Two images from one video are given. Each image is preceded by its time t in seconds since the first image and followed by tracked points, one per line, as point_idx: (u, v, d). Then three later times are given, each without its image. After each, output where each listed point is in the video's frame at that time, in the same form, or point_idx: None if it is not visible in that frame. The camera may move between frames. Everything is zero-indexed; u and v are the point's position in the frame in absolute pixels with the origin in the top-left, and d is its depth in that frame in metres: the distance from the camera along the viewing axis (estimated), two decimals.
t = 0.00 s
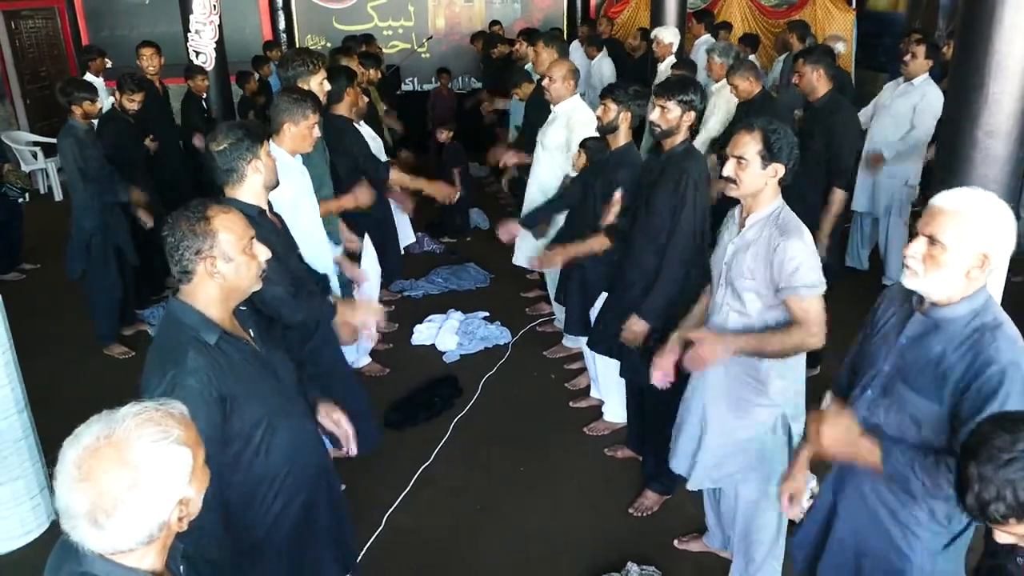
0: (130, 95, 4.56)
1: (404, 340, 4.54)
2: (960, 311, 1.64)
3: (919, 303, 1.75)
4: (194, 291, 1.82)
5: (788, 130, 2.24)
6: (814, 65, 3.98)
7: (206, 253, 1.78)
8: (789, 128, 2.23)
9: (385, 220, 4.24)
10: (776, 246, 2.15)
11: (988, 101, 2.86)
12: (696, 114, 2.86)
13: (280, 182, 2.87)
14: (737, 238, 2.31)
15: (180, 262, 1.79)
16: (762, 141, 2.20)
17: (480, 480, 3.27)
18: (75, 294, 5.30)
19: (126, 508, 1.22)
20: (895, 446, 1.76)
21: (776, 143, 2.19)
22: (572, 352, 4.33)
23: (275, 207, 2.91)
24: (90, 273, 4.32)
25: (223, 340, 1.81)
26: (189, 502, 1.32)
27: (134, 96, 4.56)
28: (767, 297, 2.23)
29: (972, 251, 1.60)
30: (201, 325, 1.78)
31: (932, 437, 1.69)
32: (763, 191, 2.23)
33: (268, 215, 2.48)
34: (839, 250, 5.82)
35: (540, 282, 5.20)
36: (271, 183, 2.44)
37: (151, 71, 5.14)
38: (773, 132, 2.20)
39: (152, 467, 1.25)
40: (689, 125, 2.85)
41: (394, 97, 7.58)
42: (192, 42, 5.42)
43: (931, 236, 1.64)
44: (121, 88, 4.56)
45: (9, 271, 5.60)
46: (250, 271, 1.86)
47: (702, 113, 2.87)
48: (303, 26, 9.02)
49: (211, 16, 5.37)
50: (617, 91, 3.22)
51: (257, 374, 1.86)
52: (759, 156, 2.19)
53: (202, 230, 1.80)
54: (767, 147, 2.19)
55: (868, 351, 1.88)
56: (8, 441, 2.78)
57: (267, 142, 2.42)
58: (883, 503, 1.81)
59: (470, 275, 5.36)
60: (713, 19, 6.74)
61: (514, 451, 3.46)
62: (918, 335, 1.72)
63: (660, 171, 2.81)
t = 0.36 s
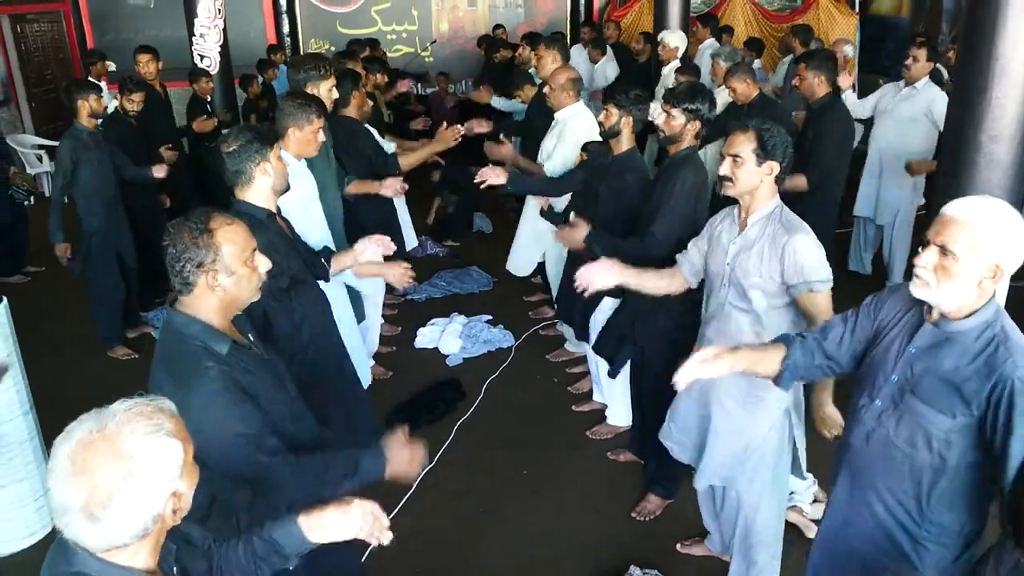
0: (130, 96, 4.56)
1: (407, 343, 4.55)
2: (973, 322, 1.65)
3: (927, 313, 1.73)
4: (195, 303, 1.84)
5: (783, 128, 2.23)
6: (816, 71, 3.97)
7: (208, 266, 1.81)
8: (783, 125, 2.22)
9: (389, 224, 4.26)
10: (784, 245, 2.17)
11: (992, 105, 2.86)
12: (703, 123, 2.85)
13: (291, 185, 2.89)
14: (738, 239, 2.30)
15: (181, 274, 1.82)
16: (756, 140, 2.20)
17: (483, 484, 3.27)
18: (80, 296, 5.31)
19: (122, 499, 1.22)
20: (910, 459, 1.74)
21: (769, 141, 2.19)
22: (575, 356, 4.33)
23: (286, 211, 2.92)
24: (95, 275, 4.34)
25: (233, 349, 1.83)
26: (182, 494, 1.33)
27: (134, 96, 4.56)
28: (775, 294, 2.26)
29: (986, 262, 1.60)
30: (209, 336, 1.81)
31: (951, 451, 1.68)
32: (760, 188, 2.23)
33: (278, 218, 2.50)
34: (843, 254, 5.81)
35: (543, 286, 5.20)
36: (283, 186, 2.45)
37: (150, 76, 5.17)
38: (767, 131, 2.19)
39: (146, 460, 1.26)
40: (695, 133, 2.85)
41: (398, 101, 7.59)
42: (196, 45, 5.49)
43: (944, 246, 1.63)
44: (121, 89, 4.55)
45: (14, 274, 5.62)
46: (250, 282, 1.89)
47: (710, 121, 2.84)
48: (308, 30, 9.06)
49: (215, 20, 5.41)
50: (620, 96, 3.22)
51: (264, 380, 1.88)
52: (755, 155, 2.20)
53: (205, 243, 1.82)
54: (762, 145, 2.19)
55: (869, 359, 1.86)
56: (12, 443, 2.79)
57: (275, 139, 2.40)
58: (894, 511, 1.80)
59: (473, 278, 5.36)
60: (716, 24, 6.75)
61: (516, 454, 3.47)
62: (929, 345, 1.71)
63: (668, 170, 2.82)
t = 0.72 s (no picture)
0: (135, 100, 4.57)
1: (411, 347, 4.55)
2: (950, 310, 1.70)
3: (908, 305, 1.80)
4: (197, 311, 1.82)
5: (780, 138, 2.24)
6: (819, 75, 3.97)
7: (210, 276, 1.78)
8: (779, 136, 2.23)
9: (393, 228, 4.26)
10: (779, 253, 2.15)
11: (997, 109, 2.85)
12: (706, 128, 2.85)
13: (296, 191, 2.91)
14: (740, 244, 2.30)
15: (184, 283, 1.80)
16: (752, 152, 2.20)
17: (487, 488, 3.27)
18: (85, 301, 5.32)
19: (162, 484, 1.26)
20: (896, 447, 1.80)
21: (766, 152, 2.19)
22: (579, 359, 4.32)
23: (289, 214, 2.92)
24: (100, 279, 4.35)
25: (232, 357, 1.81)
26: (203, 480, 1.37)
27: (139, 100, 4.57)
28: (772, 303, 2.24)
29: (957, 250, 1.65)
30: (208, 344, 1.78)
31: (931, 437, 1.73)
32: (760, 199, 2.24)
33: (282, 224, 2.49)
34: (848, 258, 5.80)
35: (547, 290, 5.20)
36: (289, 193, 2.45)
37: (156, 80, 5.16)
38: (762, 142, 2.20)
39: (176, 449, 1.29)
40: (696, 138, 2.84)
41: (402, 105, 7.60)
42: (201, 50, 5.47)
43: (916, 239, 1.69)
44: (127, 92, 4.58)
45: (19, 278, 5.63)
46: (254, 294, 1.86)
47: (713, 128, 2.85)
48: (312, 34, 9.08)
49: (220, 25, 5.42)
50: (619, 99, 3.18)
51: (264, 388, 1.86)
52: (752, 167, 2.20)
53: (209, 253, 1.79)
54: (758, 158, 2.19)
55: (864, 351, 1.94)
56: (18, 447, 2.80)
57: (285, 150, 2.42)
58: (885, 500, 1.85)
59: (477, 282, 5.36)
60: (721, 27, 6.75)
61: (521, 458, 3.46)
62: (909, 335, 1.77)
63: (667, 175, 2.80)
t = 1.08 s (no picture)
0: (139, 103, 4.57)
1: (414, 349, 4.54)
2: (928, 296, 1.74)
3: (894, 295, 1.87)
4: (195, 310, 1.82)
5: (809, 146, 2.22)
6: (831, 75, 3.97)
7: (204, 272, 1.78)
8: (808, 144, 2.21)
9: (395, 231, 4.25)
10: (771, 259, 2.18)
11: (1003, 112, 2.83)
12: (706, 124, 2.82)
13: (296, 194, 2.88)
14: (750, 246, 2.31)
15: (180, 279, 1.80)
16: (778, 155, 2.18)
17: (490, 490, 3.25)
18: (86, 303, 5.31)
19: (133, 489, 1.24)
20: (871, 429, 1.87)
21: (793, 159, 2.18)
22: (582, 361, 4.31)
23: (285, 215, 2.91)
24: (101, 282, 4.34)
25: (222, 358, 1.79)
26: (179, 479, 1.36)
27: (144, 103, 4.56)
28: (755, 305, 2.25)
29: (942, 241, 1.70)
30: (199, 342, 1.77)
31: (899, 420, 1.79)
32: (777, 205, 2.23)
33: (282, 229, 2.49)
34: (852, 260, 5.77)
35: (550, 292, 5.18)
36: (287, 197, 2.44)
37: (155, 80, 5.16)
38: (791, 148, 2.18)
39: (142, 453, 1.27)
40: (698, 135, 2.79)
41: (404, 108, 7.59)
42: (203, 52, 5.49)
43: (902, 230, 1.75)
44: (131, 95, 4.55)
45: (21, 281, 5.63)
46: (249, 291, 1.84)
47: (711, 122, 2.80)
48: (315, 36, 9.07)
49: (222, 27, 5.42)
50: (626, 99, 3.24)
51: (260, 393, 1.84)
52: (775, 171, 2.18)
53: (202, 249, 1.79)
54: (784, 162, 2.17)
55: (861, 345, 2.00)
56: (17, 451, 2.79)
57: (289, 155, 2.41)
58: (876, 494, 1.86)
59: (479, 284, 5.35)
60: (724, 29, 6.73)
61: (524, 460, 3.45)
62: (894, 320, 1.84)
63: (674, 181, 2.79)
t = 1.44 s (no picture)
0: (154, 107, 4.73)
1: (415, 349, 4.54)
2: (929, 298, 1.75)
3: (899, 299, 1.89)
4: (204, 298, 1.82)
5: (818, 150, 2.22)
6: (831, 76, 3.97)
7: (218, 260, 1.78)
8: (817, 147, 2.21)
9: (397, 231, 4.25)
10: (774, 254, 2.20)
11: (1006, 112, 2.83)
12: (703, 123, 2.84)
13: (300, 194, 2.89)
14: (756, 247, 2.31)
15: (192, 266, 1.80)
16: (787, 156, 2.18)
17: (491, 490, 3.26)
18: (89, 302, 5.32)
19: (129, 492, 1.24)
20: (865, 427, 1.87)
21: (801, 161, 2.18)
22: (583, 362, 4.31)
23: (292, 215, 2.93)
24: (103, 280, 4.34)
25: (226, 346, 1.80)
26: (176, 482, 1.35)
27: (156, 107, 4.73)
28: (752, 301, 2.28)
29: (947, 244, 1.70)
30: (207, 331, 1.78)
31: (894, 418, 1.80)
32: (784, 207, 2.23)
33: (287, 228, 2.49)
34: (854, 261, 5.77)
35: (552, 292, 5.18)
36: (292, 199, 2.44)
37: (167, 83, 5.16)
38: (800, 150, 2.19)
39: (139, 455, 1.27)
40: (694, 133, 2.81)
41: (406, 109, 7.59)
42: (207, 51, 5.48)
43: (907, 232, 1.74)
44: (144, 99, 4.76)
45: (23, 279, 5.63)
46: (260, 283, 1.84)
47: (706, 121, 2.83)
48: (317, 36, 9.08)
49: (225, 26, 5.44)
50: (625, 100, 3.24)
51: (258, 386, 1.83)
52: (783, 173, 2.18)
53: (217, 237, 1.80)
54: (792, 163, 2.17)
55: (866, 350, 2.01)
56: (21, 450, 2.79)
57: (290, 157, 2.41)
58: (873, 497, 1.87)
59: (481, 284, 5.35)
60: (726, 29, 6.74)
61: (525, 460, 3.45)
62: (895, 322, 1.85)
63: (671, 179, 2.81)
